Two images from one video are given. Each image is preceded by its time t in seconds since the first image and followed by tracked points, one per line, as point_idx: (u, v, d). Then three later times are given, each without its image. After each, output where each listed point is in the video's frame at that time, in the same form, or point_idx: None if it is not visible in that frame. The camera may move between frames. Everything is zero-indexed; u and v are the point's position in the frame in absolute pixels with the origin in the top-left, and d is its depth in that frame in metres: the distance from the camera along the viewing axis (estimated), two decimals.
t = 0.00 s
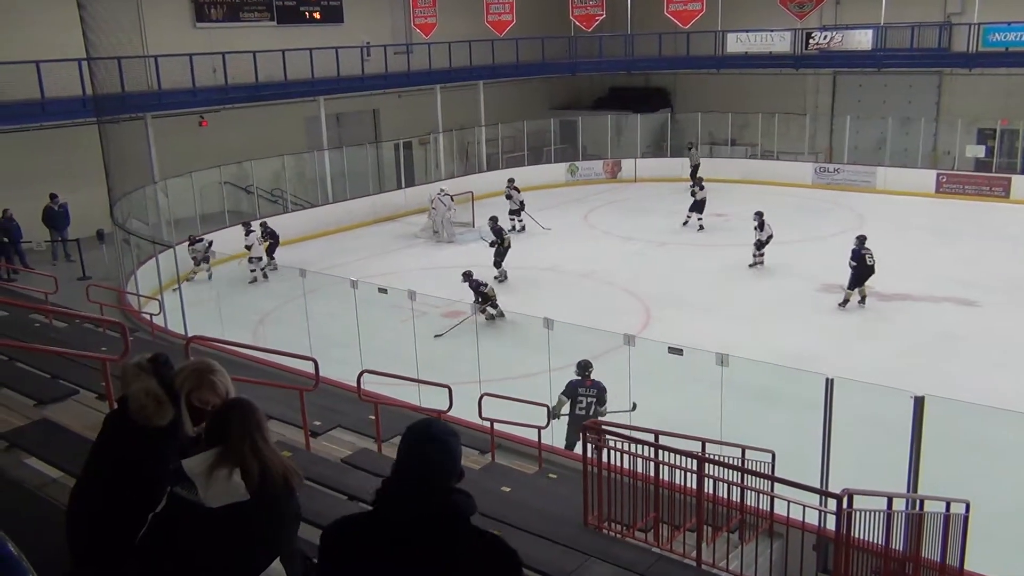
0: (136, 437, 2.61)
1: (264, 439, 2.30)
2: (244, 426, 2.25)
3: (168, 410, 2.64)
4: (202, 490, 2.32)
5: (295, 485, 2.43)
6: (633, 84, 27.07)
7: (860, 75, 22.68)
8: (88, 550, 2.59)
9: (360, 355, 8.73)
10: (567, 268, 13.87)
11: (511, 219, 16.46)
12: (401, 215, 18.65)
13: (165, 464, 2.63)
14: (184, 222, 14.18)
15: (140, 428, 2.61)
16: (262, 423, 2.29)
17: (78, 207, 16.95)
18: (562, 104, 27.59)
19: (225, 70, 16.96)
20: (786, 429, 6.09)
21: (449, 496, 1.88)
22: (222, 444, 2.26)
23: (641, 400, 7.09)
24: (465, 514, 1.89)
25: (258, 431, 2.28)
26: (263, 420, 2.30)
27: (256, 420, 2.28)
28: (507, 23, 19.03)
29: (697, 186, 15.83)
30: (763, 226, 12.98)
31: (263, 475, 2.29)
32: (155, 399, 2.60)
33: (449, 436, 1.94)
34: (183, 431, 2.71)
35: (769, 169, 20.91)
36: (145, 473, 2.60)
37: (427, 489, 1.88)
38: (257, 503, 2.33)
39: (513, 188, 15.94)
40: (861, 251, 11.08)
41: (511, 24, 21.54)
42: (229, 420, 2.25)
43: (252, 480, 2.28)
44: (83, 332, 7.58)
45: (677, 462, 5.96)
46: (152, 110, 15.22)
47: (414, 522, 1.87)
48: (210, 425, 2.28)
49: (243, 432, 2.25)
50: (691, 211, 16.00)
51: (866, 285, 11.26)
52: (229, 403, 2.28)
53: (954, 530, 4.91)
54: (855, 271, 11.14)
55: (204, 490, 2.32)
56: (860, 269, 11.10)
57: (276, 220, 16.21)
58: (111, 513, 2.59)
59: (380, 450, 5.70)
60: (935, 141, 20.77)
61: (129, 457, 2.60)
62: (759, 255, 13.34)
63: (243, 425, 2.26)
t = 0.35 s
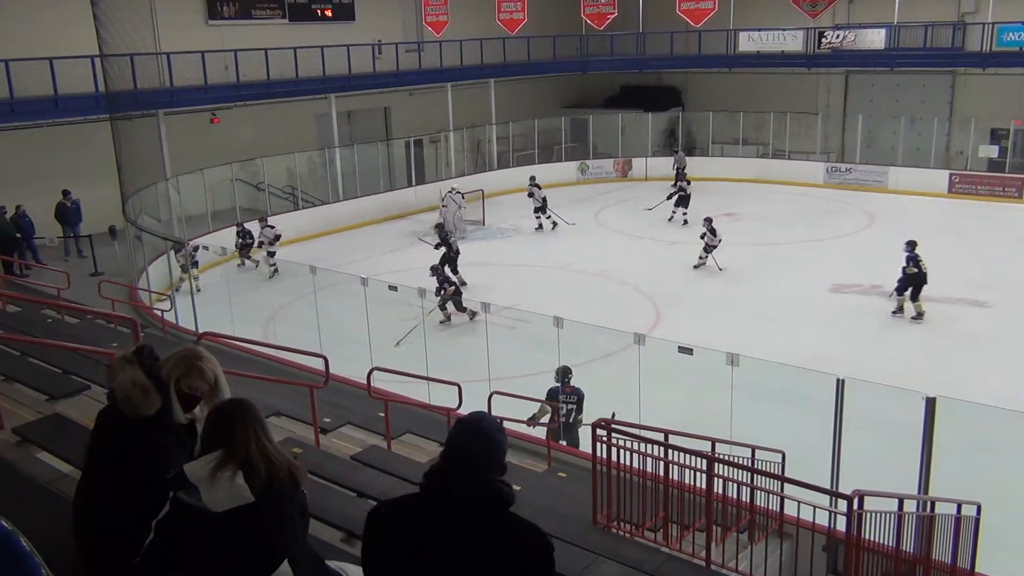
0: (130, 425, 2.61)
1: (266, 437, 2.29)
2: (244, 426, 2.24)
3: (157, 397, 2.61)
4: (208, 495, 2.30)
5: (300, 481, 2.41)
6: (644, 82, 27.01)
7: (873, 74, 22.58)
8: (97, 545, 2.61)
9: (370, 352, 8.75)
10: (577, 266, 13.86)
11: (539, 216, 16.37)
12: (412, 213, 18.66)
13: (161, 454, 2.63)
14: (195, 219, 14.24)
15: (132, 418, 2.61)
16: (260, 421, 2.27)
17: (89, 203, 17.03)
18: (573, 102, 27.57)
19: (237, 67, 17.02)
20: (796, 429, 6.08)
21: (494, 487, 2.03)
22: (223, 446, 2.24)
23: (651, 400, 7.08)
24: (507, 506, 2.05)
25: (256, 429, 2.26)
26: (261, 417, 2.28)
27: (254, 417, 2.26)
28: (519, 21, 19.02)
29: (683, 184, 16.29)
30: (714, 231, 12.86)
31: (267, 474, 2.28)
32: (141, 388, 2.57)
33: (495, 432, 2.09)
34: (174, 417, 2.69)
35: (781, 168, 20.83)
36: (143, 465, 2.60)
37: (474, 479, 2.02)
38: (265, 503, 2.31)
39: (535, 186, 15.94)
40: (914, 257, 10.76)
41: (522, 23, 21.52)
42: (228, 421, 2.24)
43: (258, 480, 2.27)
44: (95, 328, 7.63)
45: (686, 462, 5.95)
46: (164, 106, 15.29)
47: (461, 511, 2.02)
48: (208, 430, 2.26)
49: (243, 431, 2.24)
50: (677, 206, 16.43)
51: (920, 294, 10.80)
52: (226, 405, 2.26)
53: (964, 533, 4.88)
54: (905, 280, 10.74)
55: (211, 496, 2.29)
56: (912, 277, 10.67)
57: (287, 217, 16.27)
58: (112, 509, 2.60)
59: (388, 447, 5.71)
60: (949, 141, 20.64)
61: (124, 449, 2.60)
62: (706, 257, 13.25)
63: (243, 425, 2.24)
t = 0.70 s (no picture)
0: (100, 424, 2.56)
1: (287, 430, 2.30)
2: (265, 417, 2.26)
3: (123, 393, 2.54)
4: (227, 491, 2.28)
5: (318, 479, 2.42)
6: (655, 80, 26.97)
7: (885, 72, 22.47)
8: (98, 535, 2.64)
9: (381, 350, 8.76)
10: (587, 265, 13.84)
11: (561, 215, 16.29)
12: (422, 210, 18.66)
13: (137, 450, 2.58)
14: (207, 216, 14.29)
15: (101, 417, 2.55)
16: (282, 412, 2.29)
17: (101, 199, 17.10)
18: (584, 100, 27.53)
19: (248, 64, 17.06)
20: (807, 429, 6.05)
21: (523, 482, 2.08)
22: (245, 438, 2.25)
23: (660, 399, 7.07)
24: (536, 502, 2.10)
25: (278, 422, 2.28)
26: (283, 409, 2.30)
27: (276, 408, 2.28)
28: (530, 18, 19.00)
29: (682, 178, 16.43)
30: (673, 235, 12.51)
31: (287, 468, 2.28)
32: (106, 386, 2.51)
33: (524, 430, 2.13)
34: (148, 409, 2.62)
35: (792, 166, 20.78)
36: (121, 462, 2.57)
37: (505, 474, 2.08)
38: (285, 500, 2.30)
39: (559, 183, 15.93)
40: (976, 261, 10.36)
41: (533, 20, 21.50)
42: (250, 412, 2.25)
43: (279, 475, 2.27)
44: (106, 324, 7.65)
45: (697, 461, 5.94)
46: (177, 104, 15.33)
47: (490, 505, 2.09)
48: (230, 420, 2.27)
49: (264, 420, 2.26)
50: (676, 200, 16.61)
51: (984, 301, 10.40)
52: (248, 395, 2.28)
53: (978, 535, 4.83)
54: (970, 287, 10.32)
55: (231, 491, 2.28)
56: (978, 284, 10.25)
57: (297, 215, 16.30)
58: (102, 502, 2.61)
59: (398, 446, 5.72)
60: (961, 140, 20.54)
61: (102, 446, 2.56)
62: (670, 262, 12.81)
63: (266, 415, 2.26)
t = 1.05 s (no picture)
0: (82, 438, 2.49)
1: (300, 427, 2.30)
2: (277, 414, 2.25)
3: (100, 400, 2.48)
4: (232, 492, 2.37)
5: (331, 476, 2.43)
6: (663, 78, 26.94)
7: (894, 70, 22.39)
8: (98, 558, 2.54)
9: (389, 348, 8.76)
10: (594, 263, 13.84)
11: (576, 215, 16.28)
12: (429, 208, 18.68)
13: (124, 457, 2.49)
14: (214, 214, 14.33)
15: (81, 430, 2.49)
16: (295, 410, 2.29)
17: (110, 198, 17.16)
18: (591, 98, 27.48)
19: (256, 63, 17.09)
20: (814, 427, 6.03)
21: (530, 475, 2.09)
22: (256, 434, 2.26)
23: (668, 397, 7.07)
24: (546, 499, 2.10)
25: (291, 419, 2.27)
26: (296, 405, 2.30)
27: (287, 404, 2.28)
28: (537, 17, 18.98)
29: (689, 173, 16.44)
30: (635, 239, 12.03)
31: (291, 469, 2.30)
32: (80, 396, 2.46)
33: (535, 428, 2.16)
34: (129, 413, 2.54)
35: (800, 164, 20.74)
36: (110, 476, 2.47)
37: (511, 468, 2.10)
38: (288, 503, 2.33)
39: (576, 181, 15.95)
40: None
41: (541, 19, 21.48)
42: (261, 406, 2.26)
43: (279, 481, 2.30)
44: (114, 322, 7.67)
45: (704, 460, 5.93)
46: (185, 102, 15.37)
47: (495, 497, 2.10)
48: (241, 414, 2.28)
49: (275, 416, 2.25)
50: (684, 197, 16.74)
51: None
52: (260, 389, 2.29)
53: (986, 534, 4.82)
54: None
55: (236, 494, 2.35)
56: None
57: (305, 213, 16.33)
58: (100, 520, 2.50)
59: (405, 443, 5.73)
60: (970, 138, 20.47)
61: (88, 461, 2.47)
62: (640, 271, 12.21)
63: (277, 412, 2.26)
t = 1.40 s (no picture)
0: (86, 443, 2.51)
1: (302, 436, 2.25)
2: (276, 419, 2.21)
3: (103, 403, 2.51)
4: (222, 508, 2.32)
5: (336, 492, 2.35)
6: (668, 77, 26.92)
7: (900, 69, 22.33)
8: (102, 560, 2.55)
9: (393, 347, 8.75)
10: (599, 262, 13.83)
11: (585, 214, 16.27)
12: (434, 207, 18.68)
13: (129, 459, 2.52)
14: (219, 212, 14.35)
15: (85, 433, 2.52)
16: (296, 416, 2.24)
17: (116, 196, 17.19)
18: (596, 97, 27.45)
19: (261, 61, 17.10)
20: (818, 426, 6.03)
21: (531, 473, 2.09)
22: (252, 439, 2.22)
23: (672, 396, 7.06)
24: (549, 496, 2.10)
25: (291, 427, 2.22)
26: (299, 412, 2.26)
27: (290, 410, 2.24)
28: (542, 15, 18.97)
29: (700, 174, 16.66)
30: (582, 242, 11.90)
31: (284, 481, 2.23)
32: (81, 401, 2.49)
33: (538, 427, 2.16)
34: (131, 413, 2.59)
35: (804, 163, 20.70)
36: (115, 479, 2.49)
37: (514, 465, 2.10)
38: (278, 520, 2.25)
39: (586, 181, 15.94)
40: None
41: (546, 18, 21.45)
42: (260, 410, 2.22)
43: (264, 495, 2.24)
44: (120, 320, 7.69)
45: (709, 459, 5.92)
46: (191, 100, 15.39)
47: (497, 495, 2.10)
48: (241, 418, 2.25)
49: (274, 421, 2.21)
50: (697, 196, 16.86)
51: None
52: (264, 392, 2.25)
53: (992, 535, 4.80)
54: None
55: (226, 508, 2.30)
56: None
57: (310, 211, 16.34)
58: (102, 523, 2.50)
59: (410, 442, 5.73)
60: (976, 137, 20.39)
61: (92, 463, 2.50)
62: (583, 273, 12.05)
63: (276, 416, 2.21)
